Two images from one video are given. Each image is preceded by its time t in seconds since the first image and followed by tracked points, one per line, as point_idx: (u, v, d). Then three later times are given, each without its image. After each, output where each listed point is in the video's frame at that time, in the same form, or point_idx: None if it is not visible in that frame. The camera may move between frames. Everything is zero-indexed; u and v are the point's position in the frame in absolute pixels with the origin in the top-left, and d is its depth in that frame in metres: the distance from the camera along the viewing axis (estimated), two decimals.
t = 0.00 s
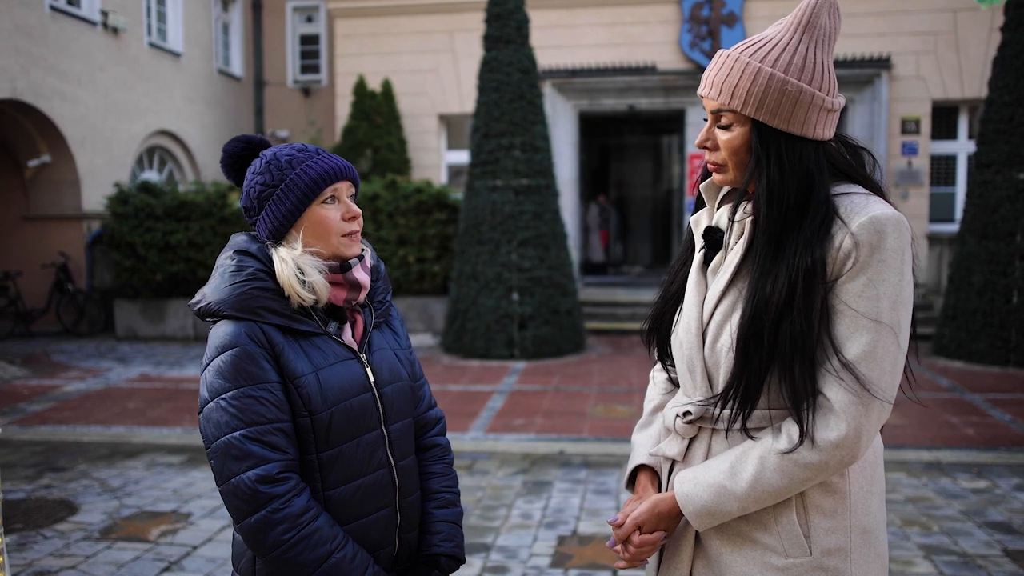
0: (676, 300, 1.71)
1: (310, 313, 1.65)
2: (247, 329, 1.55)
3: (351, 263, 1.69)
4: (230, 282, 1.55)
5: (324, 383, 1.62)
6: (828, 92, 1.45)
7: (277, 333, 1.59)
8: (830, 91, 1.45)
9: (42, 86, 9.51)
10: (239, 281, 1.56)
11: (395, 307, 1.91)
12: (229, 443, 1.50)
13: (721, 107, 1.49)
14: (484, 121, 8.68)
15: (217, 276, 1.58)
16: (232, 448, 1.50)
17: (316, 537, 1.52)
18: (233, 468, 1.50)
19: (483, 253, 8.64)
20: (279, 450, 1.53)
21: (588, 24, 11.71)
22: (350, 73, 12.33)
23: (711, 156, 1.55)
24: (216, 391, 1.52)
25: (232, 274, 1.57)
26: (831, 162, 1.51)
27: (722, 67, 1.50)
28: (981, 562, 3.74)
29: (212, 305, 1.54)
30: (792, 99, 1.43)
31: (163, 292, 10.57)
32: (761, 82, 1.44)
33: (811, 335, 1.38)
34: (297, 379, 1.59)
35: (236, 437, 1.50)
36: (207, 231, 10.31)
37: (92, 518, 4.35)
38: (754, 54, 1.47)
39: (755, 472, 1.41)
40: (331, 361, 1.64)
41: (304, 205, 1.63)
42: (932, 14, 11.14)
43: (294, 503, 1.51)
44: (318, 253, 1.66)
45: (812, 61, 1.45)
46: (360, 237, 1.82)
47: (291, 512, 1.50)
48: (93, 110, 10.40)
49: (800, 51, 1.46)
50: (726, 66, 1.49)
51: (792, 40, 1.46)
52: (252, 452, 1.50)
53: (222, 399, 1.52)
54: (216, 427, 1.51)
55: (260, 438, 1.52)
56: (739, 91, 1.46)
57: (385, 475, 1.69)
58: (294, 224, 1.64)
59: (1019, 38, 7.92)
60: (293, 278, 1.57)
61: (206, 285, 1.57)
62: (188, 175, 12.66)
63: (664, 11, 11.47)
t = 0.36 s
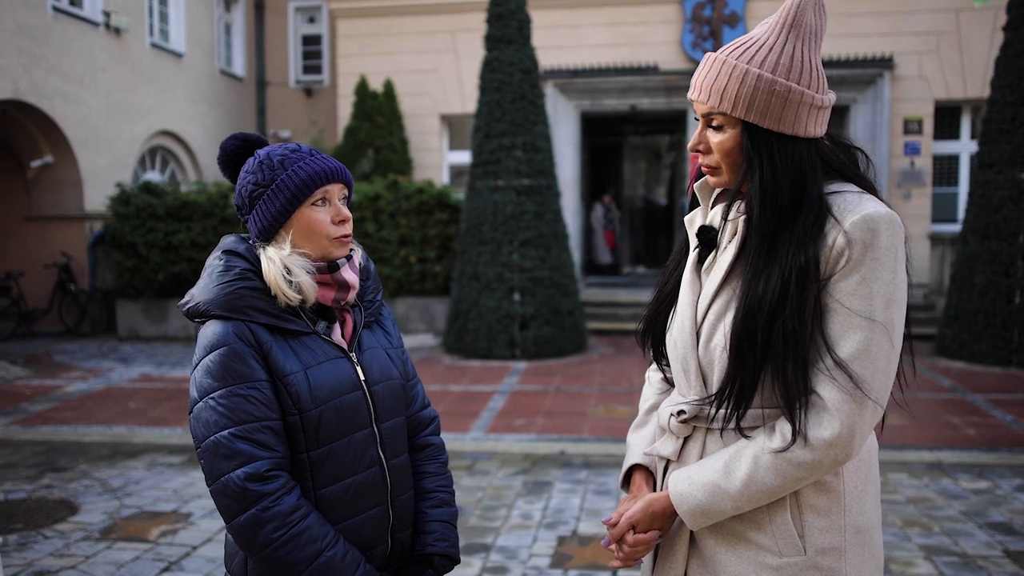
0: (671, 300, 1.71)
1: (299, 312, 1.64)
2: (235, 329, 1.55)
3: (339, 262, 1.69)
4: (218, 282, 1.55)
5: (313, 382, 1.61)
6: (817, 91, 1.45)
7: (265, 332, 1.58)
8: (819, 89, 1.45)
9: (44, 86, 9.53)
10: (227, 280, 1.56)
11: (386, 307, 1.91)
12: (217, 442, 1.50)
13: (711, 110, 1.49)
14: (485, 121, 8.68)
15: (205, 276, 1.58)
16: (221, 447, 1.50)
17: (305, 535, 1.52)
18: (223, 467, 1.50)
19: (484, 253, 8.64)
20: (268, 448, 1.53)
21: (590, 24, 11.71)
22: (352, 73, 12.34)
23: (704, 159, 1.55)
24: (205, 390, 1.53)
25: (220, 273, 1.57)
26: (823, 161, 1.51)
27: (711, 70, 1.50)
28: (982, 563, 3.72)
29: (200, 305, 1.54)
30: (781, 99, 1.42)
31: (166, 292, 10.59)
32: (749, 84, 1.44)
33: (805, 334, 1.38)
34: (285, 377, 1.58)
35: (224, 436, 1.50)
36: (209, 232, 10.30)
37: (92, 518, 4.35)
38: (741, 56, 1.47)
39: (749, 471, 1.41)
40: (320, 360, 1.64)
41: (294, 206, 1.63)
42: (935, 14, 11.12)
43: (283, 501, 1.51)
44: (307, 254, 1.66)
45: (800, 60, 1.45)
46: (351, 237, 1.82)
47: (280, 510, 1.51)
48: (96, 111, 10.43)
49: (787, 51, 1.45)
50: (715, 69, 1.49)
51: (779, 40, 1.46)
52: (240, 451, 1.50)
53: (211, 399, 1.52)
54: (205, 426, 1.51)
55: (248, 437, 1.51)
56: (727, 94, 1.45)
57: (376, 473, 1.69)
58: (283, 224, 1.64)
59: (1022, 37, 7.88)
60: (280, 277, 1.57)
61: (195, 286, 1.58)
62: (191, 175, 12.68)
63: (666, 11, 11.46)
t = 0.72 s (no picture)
0: (663, 302, 1.70)
1: (287, 315, 1.65)
2: (221, 331, 1.55)
3: (328, 265, 1.69)
4: (206, 284, 1.56)
5: (300, 385, 1.61)
6: (808, 92, 1.45)
7: (252, 335, 1.59)
8: (810, 90, 1.45)
9: (46, 88, 9.56)
10: (215, 283, 1.56)
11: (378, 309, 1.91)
12: (203, 446, 1.50)
13: (702, 110, 1.50)
14: (486, 122, 8.68)
15: (193, 278, 1.58)
16: (206, 450, 1.50)
17: (291, 540, 1.52)
18: (208, 471, 1.50)
19: (484, 254, 8.64)
20: (253, 452, 1.53)
21: (590, 25, 11.72)
22: (353, 75, 12.35)
23: (696, 161, 1.56)
24: (191, 393, 1.53)
25: (208, 276, 1.57)
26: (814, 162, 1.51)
27: (703, 70, 1.51)
28: (982, 567, 3.71)
29: (188, 308, 1.55)
30: (772, 100, 1.43)
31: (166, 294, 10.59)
32: (740, 83, 1.44)
33: (796, 335, 1.38)
34: (272, 380, 1.58)
35: (209, 439, 1.50)
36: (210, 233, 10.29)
37: (91, 520, 4.35)
38: (733, 57, 1.47)
39: (740, 474, 1.40)
40: (308, 363, 1.64)
41: (285, 210, 1.64)
42: (937, 15, 11.11)
43: (269, 505, 1.51)
44: (296, 257, 1.66)
45: (791, 61, 1.45)
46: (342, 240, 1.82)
47: (266, 515, 1.50)
48: (97, 112, 10.45)
49: (779, 52, 1.45)
50: (707, 69, 1.49)
51: (771, 40, 1.46)
52: (226, 454, 1.50)
53: (198, 402, 1.52)
54: (190, 429, 1.51)
55: (234, 440, 1.51)
56: (718, 94, 1.46)
57: (364, 478, 1.69)
58: (274, 227, 1.64)
59: None
60: (267, 280, 1.58)
61: (183, 288, 1.58)
62: (192, 177, 12.68)
63: (666, 13, 11.47)
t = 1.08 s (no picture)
0: (651, 303, 1.69)
1: (271, 317, 1.70)
2: (204, 334, 1.60)
3: (313, 266, 1.74)
4: (189, 286, 1.60)
5: (284, 389, 1.67)
6: (795, 91, 1.45)
7: (235, 338, 1.64)
8: (797, 89, 1.45)
9: (48, 90, 9.59)
10: (198, 284, 1.61)
11: (363, 311, 1.97)
12: (185, 450, 1.55)
13: (689, 110, 1.50)
14: (486, 123, 8.68)
15: (176, 279, 1.63)
16: (189, 455, 1.55)
17: (275, 546, 1.58)
18: (190, 476, 1.55)
19: (485, 255, 8.64)
20: (236, 457, 1.58)
21: (592, 25, 11.73)
22: (354, 76, 12.35)
23: (682, 160, 1.56)
24: (173, 397, 1.58)
25: (190, 277, 1.62)
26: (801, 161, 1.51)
27: (688, 70, 1.51)
28: (983, 569, 3.69)
29: (170, 310, 1.59)
30: (758, 99, 1.43)
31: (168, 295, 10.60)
32: (726, 83, 1.44)
33: (782, 336, 1.38)
34: (255, 384, 1.64)
35: (192, 444, 1.55)
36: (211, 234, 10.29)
37: (90, 520, 4.35)
38: (718, 56, 1.48)
39: (727, 475, 1.39)
40: (292, 366, 1.70)
41: (269, 211, 1.68)
42: (940, 14, 11.07)
43: (252, 511, 1.57)
44: (280, 257, 1.71)
45: (776, 59, 1.45)
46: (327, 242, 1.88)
47: (249, 521, 1.56)
48: (99, 113, 10.48)
49: (764, 50, 1.45)
50: (692, 69, 1.50)
51: (756, 39, 1.46)
52: (208, 459, 1.55)
53: (180, 405, 1.57)
54: (173, 434, 1.57)
55: (216, 445, 1.56)
56: (704, 94, 1.46)
57: (349, 482, 1.75)
58: (258, 228, 1.68)
59: None
60: (251, 281, 1.62)
61: (166, 289, 1.62)
62: (194, 178, 12.69)
63: (668, 13, 11.47)
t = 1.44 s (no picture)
0: (644, 304, 1.68)
1: (257, 320, 1.70)
2: (188, 338, 1.60)
3: (298, 268, 1.74)
4: (172, 289, 1.60)
5: (270, 394, 1.68)
6: (786, 89, 1.44)
7: (220, 342, 1.64)
8: (788, 87, 1.44)
9: (52, 90, 9.61)
10: (180, 288, 1.60)
11: (350, 313, 1.97)
12: (169, 457, 1.56)
13: (678, 110, 1.49)
14: (489, 123, 8.67)
15: (159, 282, 1.62)
16: (173, 462, 1.56)
17: (261, 554, 1.58)
18: (175, 483, 1.56)
19: (488, 255, 8.63)
20: (222, 463, 1.59)
21: (595, 25, 11.71)
22: (358, 76, 12.36)
23: (672, 160, 1.55)
24: (157, 403, 1.58)
25: (173, 280, 1.61)
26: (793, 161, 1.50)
27: (677, 69, 1.50)
28: (986, 571, 3.66)
29: (153, 313, 1.59)
30: (747, 98, 1.42)
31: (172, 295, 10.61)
32: (715, 82, 1.43)
33: (774, 337, 1.37)
34: (241, 389, 1.64)
35: (176, 451, 1.56)
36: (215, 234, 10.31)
37: (90, 520, 4.35)
38: (708, 55, 1.47)
39: (718, 478, 1.38)
40: (279, 370, 1.71)
41: (253, 212, 1.69)
42: (946, 13, 11.01)
43: (238, 518, 1.57)
44: (264, 259, 1.72)
45: (767, 57, 1.43)
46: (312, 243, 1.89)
47: (234, 528, 1.57)
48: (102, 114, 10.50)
49: (754, 48, 1.44)
50: (681, 68, 1.49)
51: (746, 37, 1.45)
52: (192, 466, 1.56)
53: (164, 411, 1.57)
54: (157, 440, 1.57)
55: (200, 452, 1.57)
56: (693, 94, 1.46)
57: (337, 487, 1.77)
58: (241, 230, 1.69)
59: None
60: (235, 283, 1.62)
61: (148, 292, 1.62)
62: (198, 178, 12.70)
63: (671, 13, 11.44)
